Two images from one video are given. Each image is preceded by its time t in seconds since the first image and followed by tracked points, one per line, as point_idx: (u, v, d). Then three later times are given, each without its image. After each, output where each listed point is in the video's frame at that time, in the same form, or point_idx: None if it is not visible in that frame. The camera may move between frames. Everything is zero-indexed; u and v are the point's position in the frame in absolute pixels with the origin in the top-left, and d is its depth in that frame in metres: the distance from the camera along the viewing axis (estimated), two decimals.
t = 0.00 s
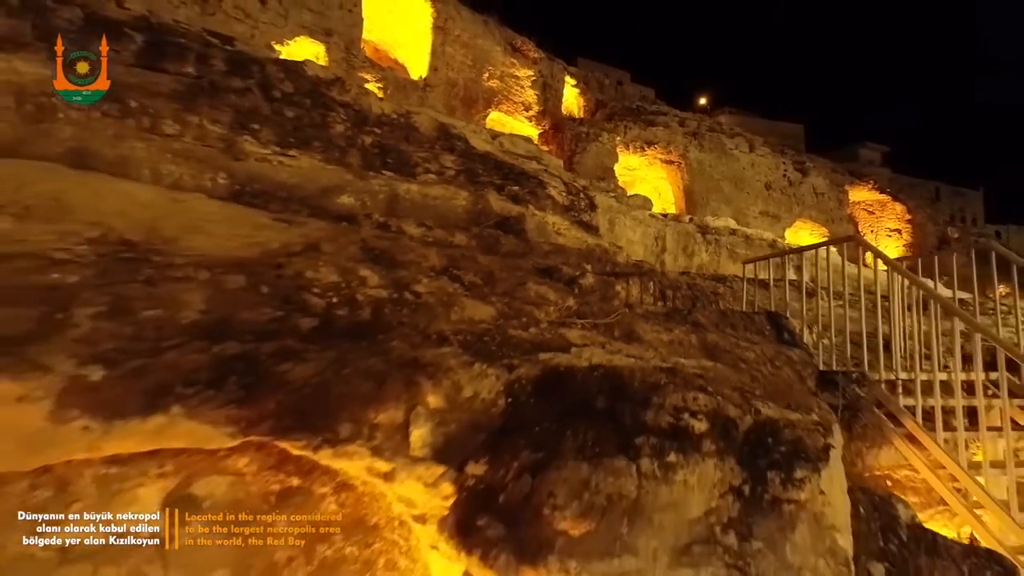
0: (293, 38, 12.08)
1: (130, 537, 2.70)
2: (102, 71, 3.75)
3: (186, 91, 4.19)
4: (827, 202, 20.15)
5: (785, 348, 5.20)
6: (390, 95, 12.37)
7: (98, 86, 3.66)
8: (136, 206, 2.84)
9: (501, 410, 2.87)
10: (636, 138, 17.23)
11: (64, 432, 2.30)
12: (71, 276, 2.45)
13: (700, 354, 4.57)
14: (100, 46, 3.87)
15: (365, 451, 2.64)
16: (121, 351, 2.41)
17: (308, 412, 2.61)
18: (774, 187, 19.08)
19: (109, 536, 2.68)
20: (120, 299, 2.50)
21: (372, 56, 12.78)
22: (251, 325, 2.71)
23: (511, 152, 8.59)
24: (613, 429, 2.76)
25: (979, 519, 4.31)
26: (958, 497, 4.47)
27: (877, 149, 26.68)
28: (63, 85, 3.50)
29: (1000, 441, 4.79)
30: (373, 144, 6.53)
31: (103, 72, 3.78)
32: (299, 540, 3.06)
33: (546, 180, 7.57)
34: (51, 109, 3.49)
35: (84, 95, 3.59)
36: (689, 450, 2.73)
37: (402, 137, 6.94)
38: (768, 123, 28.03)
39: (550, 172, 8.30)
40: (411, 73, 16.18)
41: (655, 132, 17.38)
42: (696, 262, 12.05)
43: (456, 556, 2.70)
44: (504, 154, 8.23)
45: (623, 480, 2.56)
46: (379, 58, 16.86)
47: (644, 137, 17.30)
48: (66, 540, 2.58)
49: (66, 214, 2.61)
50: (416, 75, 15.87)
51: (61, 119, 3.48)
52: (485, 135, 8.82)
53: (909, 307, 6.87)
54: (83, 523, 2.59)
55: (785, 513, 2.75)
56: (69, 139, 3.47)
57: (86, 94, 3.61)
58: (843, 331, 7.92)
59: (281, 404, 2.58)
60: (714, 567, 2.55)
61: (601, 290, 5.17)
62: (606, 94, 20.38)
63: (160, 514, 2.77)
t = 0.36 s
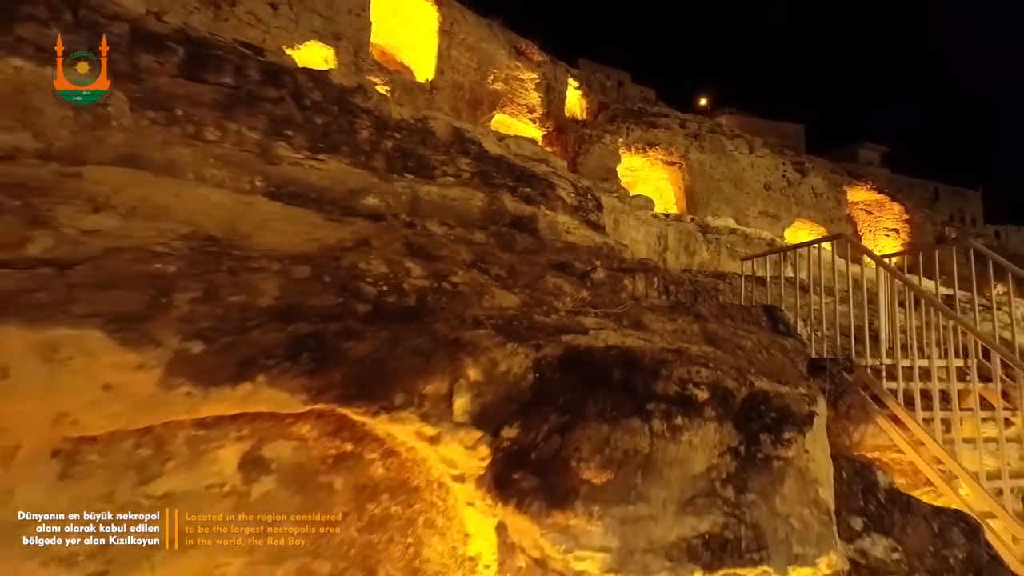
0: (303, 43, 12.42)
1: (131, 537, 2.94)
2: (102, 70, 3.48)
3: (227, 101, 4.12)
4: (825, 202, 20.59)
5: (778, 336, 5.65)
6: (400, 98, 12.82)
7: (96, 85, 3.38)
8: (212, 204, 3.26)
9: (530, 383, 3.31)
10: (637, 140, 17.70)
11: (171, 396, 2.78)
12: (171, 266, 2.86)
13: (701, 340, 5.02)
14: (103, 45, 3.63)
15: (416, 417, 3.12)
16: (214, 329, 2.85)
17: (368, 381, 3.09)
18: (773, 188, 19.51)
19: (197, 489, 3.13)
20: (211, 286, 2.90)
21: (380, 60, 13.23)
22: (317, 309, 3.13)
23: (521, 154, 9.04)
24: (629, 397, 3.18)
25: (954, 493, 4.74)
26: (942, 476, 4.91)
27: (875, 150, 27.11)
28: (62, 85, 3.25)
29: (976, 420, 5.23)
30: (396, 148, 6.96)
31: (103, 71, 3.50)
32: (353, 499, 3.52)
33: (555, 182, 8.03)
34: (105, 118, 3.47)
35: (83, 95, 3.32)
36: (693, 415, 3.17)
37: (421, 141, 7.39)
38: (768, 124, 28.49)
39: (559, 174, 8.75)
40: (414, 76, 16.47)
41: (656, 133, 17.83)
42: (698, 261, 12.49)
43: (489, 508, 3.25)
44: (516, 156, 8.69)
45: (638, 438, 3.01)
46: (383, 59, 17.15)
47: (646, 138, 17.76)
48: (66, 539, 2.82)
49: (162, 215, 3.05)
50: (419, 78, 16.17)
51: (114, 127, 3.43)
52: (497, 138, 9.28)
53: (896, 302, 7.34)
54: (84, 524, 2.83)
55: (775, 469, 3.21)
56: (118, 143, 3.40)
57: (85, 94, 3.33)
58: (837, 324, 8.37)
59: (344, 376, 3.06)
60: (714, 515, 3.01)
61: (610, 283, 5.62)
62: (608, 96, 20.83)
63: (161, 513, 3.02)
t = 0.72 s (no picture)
0: (313, 47, 12.73)
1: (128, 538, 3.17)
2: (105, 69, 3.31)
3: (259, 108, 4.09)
4: (824, 202, 20.98)
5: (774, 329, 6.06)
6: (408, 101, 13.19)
7: (98, 84, 3.21)
8: (263, 206, 3.58)
9: (552, 365, 3.70)
10: (639, 141, 18.13)
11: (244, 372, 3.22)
12: (240, 260, 3.22)
13: (703, 331, 5.42)
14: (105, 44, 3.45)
15: (453, 394, 3.55)
16: (280, 315, 3.25)
17: (413, 364, 3.50)
18: (773, 188, 19.89)
19: (261, 458, 3.54)
20: (275, 278, 3.27)
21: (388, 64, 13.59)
22: (366, 299, 3.50)
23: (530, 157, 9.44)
24: (641, 375, 3.59)
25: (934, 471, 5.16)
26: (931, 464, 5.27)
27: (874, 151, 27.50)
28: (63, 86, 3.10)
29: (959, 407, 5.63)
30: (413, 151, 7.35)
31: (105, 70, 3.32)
32: (393, 470, 3.93)
33: (564, 183, 8.43)
34: (147, 124, 3.48)
35: (84, 95, 3.17)
36: (698, 392, 3.57)
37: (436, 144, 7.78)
38: (768, 125, 28.89)
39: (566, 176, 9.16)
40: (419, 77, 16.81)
41: (658, 135, 18.24)
42: (699, 259, 12.88)
43: (516, 476, 3.71)
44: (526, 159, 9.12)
45: (649, 410, 3.42)
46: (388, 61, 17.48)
47: (648, 139, 18.16)
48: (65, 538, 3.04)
49: (231, 216, 3.41)
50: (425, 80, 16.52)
51: (157, 133, 3.47)
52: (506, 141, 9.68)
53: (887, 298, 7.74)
54: (84, 524, 3.06)
55: (769, 439, 3.61)
56: (163, 150, 3.44)
57: (86, 94, 3.19)
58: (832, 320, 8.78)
59: (391, 360, 3.48)
60: (715, 480, 3.43)
61: (617, 279, 6.01)
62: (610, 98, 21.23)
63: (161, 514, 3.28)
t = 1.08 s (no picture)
0: (321, 49, 13.10)
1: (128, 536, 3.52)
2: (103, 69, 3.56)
3: (284, 113, 4.45)
4: (822, 202, 21.36)
5: (769, 320, 6.46)
6: (414, 103, 13.58)
7: (98, 85, 3.50)
8: (303, 207, 3.97)
9: (564, 347, 4.09)
10: (641, 142, 18.58)
11: (293, 352, 3.68)
12: (287, 253, 3.58)
13: (702, 319, 5.82)
14: (104, 44, 3.68)
15: (475, 372, 3.98)
16: (323, 301, 3.65)
17: (440, 345, 3.93)
18: (771, 188, 20.26)
19: (303, 429, 3.96)
20: (318, 269, 3.64)
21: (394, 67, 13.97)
22: (397, 288, 3.85)
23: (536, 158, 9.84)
24: (643, 355, 3.96)
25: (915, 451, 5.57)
26: (916, 448, 5.60)
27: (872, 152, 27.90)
28: (62, 86, 3.38)
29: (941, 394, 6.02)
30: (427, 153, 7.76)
31: (104, 71, 3.57)
32: (419, 444, 4.35)
33: (569, 183, 8.85)
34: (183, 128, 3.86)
35: (84, 95, 3.45)
36: (695, 369, 3.95)
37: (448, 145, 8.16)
38: (768, 126, 29.28)
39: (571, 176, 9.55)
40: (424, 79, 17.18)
41: (658, 136, 18.66)
42: (698, 257, 13.27)
43: (531, 449, 4.16)
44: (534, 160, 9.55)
45: (651, 385, 3.84)
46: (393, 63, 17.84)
47: (649, 140, 18.61)
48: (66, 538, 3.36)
49: (279, 213, 3.78)
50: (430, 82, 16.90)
51: (190, 137, 3.84)
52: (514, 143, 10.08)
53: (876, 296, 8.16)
54: (83, 521, 3.39)
55: (759, 412, 4.02)
56: (195, 153, 3.80)
57: (86, 94, 3.46)
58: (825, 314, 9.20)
59: (420, 341, 3.91)
60: (711, 449, 3.85)
61: (619, 274, 6.43)
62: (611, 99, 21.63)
63: (159, 514, 3.63)
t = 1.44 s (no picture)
0: (329, 52, 13.50)
1: (128, 536, 3.80)
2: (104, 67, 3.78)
3: (306, 114, 4.65)
4: (820, 200, 21.78)
5: (763, 308, 6.90)
6: (421, 104, 13.99)
7: (98, 84, 3.72)
8: (338, 197, 4.39)
9: (573, 325, 4.51)
10: (641, 142, 19.03)
11: (333, 327, 4.13)
12: (327, 239, 4.01)
13: (699, 305, 6.24)
14: (105, 42, 3.87)
15: (494, 347, 4.40)
16: (359, 281, 4.09)
17: (463, 322, 4.35)
18: (769, 187, 20.66)
19: (340, 398, 4.42)
20: (354, 253, 4.07)
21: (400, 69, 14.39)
22: (424, 271, 4.26)
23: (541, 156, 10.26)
24: (646, 331, 4.41)
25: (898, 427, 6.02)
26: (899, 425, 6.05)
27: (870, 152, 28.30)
28: (62, 89, 3.63)
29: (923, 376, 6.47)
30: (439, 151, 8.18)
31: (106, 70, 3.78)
32: (441, 414, 4.78)
33: (573, 180, 9.27)
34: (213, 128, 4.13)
35: (83, 95, 3.68)
36: (692, 344, 4.43)
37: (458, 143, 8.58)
38: (767, 126, 29.70)
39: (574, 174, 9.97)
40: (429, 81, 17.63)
41: (658, 136, 19.12)
42: (697, 253, 13.70)
43: (543, 417, 4.65)
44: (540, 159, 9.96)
45: (653, 356, 4.32)
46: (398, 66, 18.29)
47: (650, 140, 19.08)
48: (66, 538, 3.67)
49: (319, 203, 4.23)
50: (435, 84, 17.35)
51: (220, 136, 4.11)
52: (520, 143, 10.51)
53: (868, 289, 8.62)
54: (82, 522, 3.69)
55: (749, 382, 4.52)
56: (224, 151, 4.09)
57: (86, 94, 3.70)
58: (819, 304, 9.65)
59: (445, 319, 4.34)
60: (706, 415, 4.36)
61: (622, 265, 6.86)
62: (612, 99, 22.05)
63: (216, 471, 4.08)
